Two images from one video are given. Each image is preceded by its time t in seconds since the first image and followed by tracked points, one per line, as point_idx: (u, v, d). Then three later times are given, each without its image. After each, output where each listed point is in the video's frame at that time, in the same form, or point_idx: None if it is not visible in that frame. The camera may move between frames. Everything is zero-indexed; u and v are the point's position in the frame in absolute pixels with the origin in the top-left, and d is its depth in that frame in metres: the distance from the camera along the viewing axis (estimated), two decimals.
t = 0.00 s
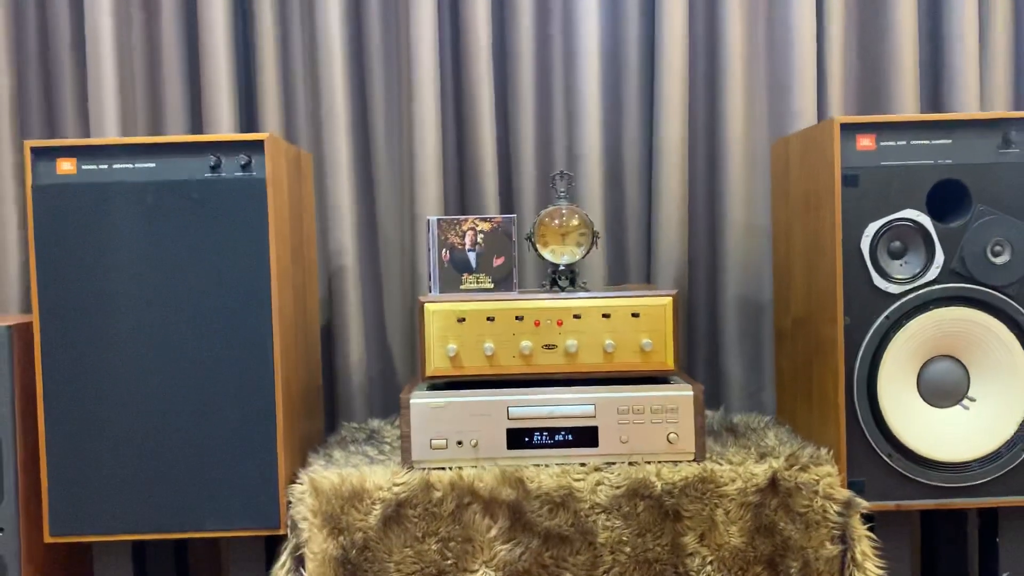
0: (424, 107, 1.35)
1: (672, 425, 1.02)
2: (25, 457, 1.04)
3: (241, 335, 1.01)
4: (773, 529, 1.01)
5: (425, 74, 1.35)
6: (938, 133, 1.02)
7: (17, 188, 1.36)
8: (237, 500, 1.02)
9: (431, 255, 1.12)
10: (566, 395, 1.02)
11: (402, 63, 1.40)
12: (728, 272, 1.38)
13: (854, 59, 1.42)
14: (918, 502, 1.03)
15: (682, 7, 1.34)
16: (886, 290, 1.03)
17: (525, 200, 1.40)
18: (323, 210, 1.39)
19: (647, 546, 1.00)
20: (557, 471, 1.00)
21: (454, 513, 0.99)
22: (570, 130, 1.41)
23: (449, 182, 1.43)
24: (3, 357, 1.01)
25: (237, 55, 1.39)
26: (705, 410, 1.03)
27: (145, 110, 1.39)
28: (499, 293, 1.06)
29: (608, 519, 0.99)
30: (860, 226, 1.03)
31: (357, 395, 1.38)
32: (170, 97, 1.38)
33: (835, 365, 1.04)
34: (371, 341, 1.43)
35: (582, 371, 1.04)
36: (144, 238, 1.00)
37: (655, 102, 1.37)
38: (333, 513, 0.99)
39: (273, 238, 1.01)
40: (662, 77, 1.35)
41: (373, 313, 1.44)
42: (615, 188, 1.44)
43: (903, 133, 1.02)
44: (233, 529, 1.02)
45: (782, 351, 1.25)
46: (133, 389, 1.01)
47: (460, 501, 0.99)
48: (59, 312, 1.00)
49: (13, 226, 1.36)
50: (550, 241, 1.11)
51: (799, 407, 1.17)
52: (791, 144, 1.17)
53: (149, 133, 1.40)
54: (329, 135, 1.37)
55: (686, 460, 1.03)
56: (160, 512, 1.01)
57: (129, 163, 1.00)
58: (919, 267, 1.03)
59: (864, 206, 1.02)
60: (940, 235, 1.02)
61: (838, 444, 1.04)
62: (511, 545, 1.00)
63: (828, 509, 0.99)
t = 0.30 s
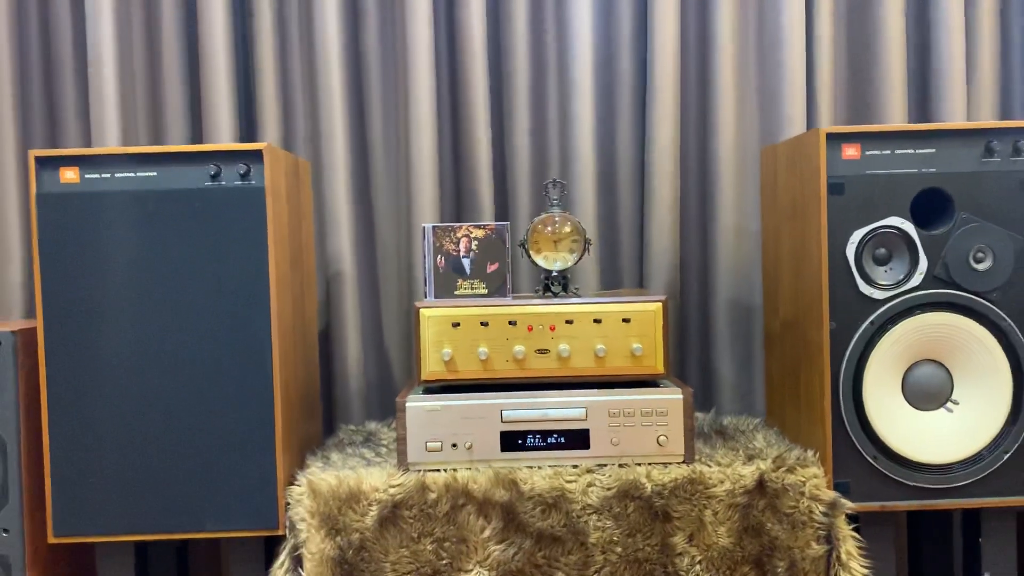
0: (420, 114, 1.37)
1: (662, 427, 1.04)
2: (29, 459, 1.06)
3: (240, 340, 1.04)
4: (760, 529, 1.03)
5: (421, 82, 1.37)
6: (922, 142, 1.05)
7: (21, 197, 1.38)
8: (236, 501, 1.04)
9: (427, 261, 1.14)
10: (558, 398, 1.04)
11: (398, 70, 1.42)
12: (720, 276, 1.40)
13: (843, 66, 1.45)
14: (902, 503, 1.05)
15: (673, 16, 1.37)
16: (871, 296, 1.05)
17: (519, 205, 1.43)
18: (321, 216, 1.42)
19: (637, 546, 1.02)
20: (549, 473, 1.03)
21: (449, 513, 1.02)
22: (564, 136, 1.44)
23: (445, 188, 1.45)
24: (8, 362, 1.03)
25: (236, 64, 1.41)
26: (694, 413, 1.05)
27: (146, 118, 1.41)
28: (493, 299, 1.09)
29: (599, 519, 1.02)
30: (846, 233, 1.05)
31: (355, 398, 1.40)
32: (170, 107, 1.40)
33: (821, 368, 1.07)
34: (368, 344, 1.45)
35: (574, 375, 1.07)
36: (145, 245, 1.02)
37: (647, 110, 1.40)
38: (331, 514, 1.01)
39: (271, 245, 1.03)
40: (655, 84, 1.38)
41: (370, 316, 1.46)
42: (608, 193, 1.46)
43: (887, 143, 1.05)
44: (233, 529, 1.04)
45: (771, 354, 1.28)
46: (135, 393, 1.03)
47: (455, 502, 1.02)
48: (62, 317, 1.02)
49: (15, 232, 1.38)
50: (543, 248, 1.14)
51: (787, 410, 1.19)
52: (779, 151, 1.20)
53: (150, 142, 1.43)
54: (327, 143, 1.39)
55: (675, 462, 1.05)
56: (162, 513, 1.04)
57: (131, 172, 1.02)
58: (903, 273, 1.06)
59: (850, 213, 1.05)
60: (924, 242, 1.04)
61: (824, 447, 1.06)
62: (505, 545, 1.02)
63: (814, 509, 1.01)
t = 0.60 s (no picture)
0: (416, 121, 1.39)
1: (652, 430, 1.06)
2: (31, 462, 1.08)
3: (239, 345, 1.06)
4: (750, 530, 1.04)
5: (417, 88, 1.39)
6: (907, 150, 1.07)
7: (22, 204, 1.40)
8: (235, 503, 1.06)
9: (422, 267, 1.16)
10: (550, 402, 1.06)
11: (395, 77, 1.44)
12: (711, 281, 1.42)
13: (833, 73, 1.47)
14: (889, 504, 1.07)
15: (666, 24, 1.39)
16: (858, 301, 1.07)
17: (514, 211, 1.45)
18: (318, 222, 1.44)
19: (628, 547, 1.04)
20: (542, 475, 1.04)
21: (444, 515, 1.04)
22: (558, 142, 1.45)
23: (440, 194, 1.47)
24: (10, 367, 1.05)
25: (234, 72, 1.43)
26: (685, 417, 1.07)
27: (145, 124, 1.43)
28: (487, 305, 1.10)
29: (591, 521, 1.03)
30: (833, 239, 1.07)
31: (351, 402, 1.43)
32: (170, 115, 1.42)
33: (809, 373, 1.09)
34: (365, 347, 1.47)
35: (567, 379, 1.08)
36: (145, 251, 1.04)
37: (640, 116, 1.42)
38: (328, 515, 1.03)
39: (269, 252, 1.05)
40: (647, 91, 1.40)
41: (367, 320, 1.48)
42: (602, 199, 1.48)
43: (874, 150, 1.07)
44: (231, 531, 1.06)
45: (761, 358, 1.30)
46: (135, 397, 1.05)
47: (449, 504, 1.03)
48: (64, 323, 1.04)
49: (17, 238, 1.39)
50: (537, 254, 1.16)
51: (777, 413, 1.21)
52: (769, 159, 1.22)
53: (150, 149, 1.44)
54: (324, 149, 1.41)
55: (666, 464, 1.07)
56: (161, 515, 1.06)
57: (132, 180, 1.04)
58: (890, 278, 1.08)
59: (837, 220, 1.07)
60: (910, 249, 1.06)
61: (812, 449, 1.08)
62: (498, 546, 1.04)
63: (802, 511, 1.03)
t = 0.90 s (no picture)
0: (410, 118, 1.39)
1: (645, 428, 1.06)
2: (25, 461, 1.08)
3: (232, 344, 1.06)
4: (742, 527, 1.05)
5: (412, 87, 1.39)
6: (900, 148, 1.07)
7: (16, 203, 1.40)
8: (228, 501, 1.06)
9: (415, 265, 1.16)
10: (543, 400, 1.06)
11: (389, 75, 1.44)
12: (706, 278, 1.43)
13: (827, 71, 1.47)
14: (881, 501, 1.08)
15: (660, 22, 1.39)
16: (850, 298, 1.07)
17: (508, 208, 1.45)
18: (313, 220, 1.44)
19: (621, 544, 1.04)
20: (535, 473, 1.04)
21: (437, 513, 1.04)
22: (552, 140, 1.46)
23: (435, 192, 1.47)
24: (3, 366, 1.05)
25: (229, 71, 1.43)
26: (677, 414, 1.07)
27: (140, 124, 1.43)
28: (480, 302, 1.11)
29: (584, 518, 1.03)
30: (826, 237, 1.07)
31: (346, 399, 1.43)
32: (165, 114, 1.42)
33: (802, 370, 1.09)
34: (360, 345, 1.48)
35: (560, 377, 1.09)
36: (138, 250, 1.04)
37: (634, 114, 1.42)
38: (320, 513, 1.03)
39: (262, 250, 1.05)
40: (641, 88, 1.40)
41: (362, 318, 1.48)
42: (596, 197, 1.48)
43: (866, 148, 1.07)
44: (225, 529, 1.06)
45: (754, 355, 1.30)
46: (128, 396, 1.05)
47: (442, 501, 1.04)
48: (57, 322, 1.04)
49: (11, 237, 1.39)
50: (530, 251, 1.16)
51: (770, 410, 1.22)
52: (762, 156, 1.22)
53: (145, 148, 1.44)
54: (319, 147, 1.41)
55: (659, 462, 1.07)
56: (155, 513, 1.06)
57: (125, 178, 1.04)
58: (882, 276, 1.08)
59: (829, 217, 1.07)
60: (902, 246, 1.06)
61: (805, 446, 1.09)
62: (491, 543, 1.04)
63: (794, 508, 1.03)
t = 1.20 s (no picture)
0: (401, 112, 1.39)
1: (633, 420, 1.06)
2: (12, 454, 1.08)
3: (221, 337, 1.06)
4: (730, 520, 1.05)
5: (402, 82, 1.39)
6: (888, 141, 1.07)
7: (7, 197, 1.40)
8: (217, 494, 1.06)
9: (404, 258, 1.16)
10: (531, 393, 1.06)
11: (380, 69, 1.44)
12: (697, 273, 1.43)
13: (819, 65, 1.47)
14: (869, 494, 1.08)
15: (651, 17, 1.39)
16: (839, 291, 1.07)
17: (500, 202, 1.45)
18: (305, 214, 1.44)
19: (609, 537, 1.04)
20: (524, 465, 1.04)
21: (425, 505, 1.04)
22: (544, 134, 1.46)
23: (427, 186, 1.47)
24: None
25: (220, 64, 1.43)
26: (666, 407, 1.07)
27: (131, 118, 1.43)
28: (469, 295, 1.11)
29: (572, 511, 1.03)
30: (814, 230, 1.07)
31: (337, 393, 1.43)
32: (155, 107, 1.42)
33: (790, 363, 1.09)
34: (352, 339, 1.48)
35: (548, 370, 1.09)
36: (126, 243, 1.04)
37: (625, 108, 1.42)
38: (309, 506, 1.03)
39: (250, 243, 1.05)
40: (632, 82, 1.40)
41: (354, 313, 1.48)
42: (588, 191, 1.48)
43: (854, 141, 1.07)
44: (214, 522, 1.06)
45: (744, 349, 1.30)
46: (116, 389, 1.05)
47: (431, 494, 1.03)
48: (45, 315, 1.04)
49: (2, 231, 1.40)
50: (519, 245, 1.17)
51: (759, 404, 1.22)
52: (751, 150, 1.22)
53: (136, 142, 1.44)
54: (310, 141, 1.41)
55: (647, 455, 1.07)
56: (143, 506, 1.06)
57: (113, 171, 1.04)
58: (871, 269, 1.08)
59: (818, 210, 1.07)
60: (890, 239, 1.06)
61: (793, 439, 1.09)
62: (480, 536, 1.04)
63: (783, 501, 1.03)
